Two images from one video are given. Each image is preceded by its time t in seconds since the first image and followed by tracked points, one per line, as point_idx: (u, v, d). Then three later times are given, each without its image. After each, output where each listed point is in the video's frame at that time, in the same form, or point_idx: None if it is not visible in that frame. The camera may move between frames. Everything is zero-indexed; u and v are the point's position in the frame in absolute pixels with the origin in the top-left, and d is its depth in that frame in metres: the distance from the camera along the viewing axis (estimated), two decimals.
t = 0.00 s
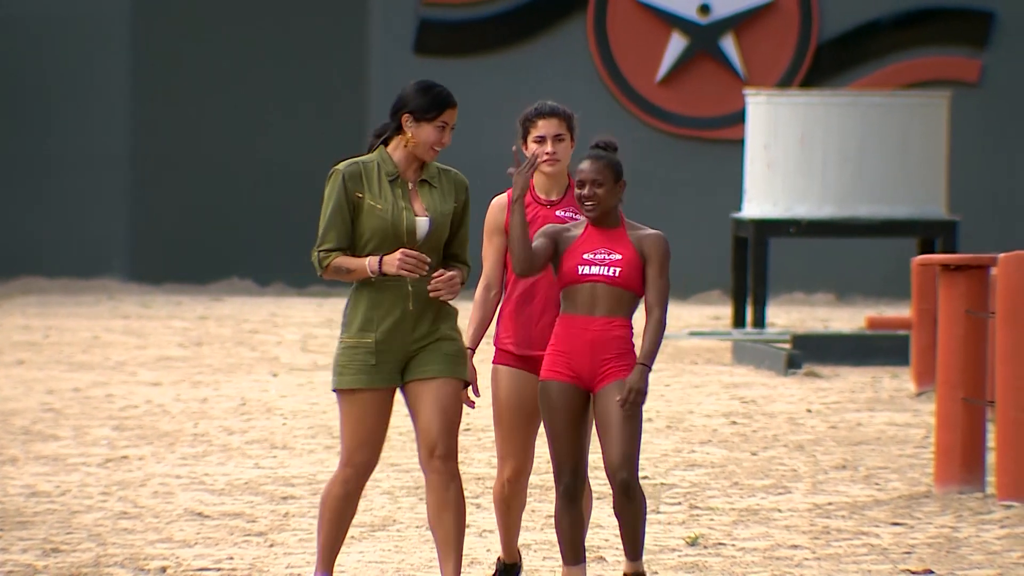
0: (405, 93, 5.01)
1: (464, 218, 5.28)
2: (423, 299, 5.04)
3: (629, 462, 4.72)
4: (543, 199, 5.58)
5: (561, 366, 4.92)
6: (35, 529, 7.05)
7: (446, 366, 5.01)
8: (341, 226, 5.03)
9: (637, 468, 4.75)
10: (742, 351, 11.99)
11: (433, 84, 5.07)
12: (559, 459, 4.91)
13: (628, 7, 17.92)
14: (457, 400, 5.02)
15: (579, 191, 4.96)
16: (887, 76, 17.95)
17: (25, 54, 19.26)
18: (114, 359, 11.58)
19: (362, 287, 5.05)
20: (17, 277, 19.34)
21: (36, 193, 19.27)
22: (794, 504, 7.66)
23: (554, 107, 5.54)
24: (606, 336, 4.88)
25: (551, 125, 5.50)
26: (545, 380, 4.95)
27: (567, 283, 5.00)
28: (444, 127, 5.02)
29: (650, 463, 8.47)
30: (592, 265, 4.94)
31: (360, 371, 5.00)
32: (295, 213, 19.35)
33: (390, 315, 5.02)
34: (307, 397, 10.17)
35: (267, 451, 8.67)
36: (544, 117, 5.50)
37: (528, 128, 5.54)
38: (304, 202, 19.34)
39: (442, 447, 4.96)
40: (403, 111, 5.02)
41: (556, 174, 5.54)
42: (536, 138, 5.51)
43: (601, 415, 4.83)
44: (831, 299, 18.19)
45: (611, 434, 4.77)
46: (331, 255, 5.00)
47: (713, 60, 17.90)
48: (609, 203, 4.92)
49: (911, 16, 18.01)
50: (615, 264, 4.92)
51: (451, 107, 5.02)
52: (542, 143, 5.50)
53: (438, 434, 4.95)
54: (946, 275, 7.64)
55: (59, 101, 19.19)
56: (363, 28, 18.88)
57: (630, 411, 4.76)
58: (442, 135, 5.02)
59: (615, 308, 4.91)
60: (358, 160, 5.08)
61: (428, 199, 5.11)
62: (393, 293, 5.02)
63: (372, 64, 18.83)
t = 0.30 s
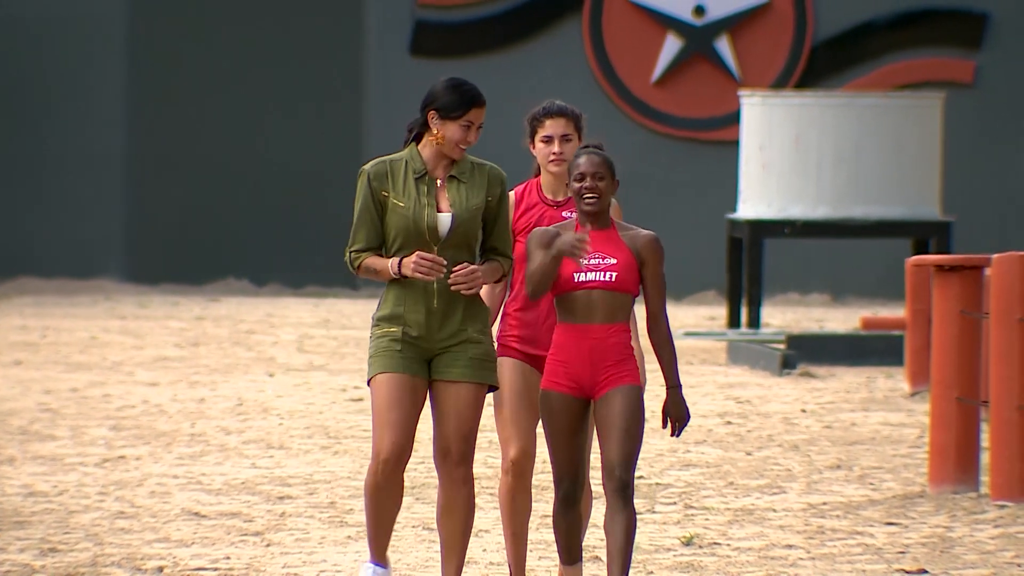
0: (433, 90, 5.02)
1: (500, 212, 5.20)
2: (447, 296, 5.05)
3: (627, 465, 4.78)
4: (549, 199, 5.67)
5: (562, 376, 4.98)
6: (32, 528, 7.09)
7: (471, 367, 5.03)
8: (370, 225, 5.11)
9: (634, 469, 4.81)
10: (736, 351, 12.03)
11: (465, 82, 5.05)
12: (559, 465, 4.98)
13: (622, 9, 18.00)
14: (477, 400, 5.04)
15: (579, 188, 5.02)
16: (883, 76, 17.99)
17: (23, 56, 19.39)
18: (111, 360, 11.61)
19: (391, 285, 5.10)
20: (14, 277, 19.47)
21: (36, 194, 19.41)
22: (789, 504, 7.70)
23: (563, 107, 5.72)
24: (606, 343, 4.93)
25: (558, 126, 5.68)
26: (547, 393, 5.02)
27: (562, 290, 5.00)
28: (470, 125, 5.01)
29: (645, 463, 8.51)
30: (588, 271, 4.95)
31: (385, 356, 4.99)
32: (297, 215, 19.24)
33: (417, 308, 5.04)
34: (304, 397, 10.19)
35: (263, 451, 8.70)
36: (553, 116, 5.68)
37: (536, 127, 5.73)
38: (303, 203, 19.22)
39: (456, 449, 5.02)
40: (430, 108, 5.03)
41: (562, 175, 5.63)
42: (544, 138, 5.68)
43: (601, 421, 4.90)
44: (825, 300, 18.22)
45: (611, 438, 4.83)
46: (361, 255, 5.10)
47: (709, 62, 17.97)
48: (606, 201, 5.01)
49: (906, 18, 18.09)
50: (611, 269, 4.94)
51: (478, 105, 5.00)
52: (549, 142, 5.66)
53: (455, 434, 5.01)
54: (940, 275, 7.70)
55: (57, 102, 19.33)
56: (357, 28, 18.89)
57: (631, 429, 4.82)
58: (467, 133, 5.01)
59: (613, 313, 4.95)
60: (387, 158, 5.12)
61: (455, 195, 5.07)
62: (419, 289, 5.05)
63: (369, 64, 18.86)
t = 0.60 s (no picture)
0: (429, 94, 5.06)
1: (502, 214, 5.21)
2: (446, 303, 5.06)
3: (624, 469, 4.88)
4: (532, 209, 5.82)
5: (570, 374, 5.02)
6: (24, 527, 7.12)
7: (468, 377, 5.07)
8: (370, 230, 5.14)
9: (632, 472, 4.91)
10: (725, 351, 12.06)
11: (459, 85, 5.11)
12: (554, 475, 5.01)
13: (611, 9, 18.05)
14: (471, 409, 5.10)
15: (586, 181, 5.09)
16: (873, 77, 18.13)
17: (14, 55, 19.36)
18: (103, 360, 11.64)
19: (390, 290, 5.11)
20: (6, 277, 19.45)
21: (36, 194, 19.41)
22: (778, 503, 7.74)
23: (541, 115, 5.75)
24: (615, 340, 4.99)
25: (538, 134, 5.71)
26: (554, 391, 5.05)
27: (569, 288, 5.06)
28: (466, 128, 5.05)
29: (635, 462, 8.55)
30: (596, 269, 5.03)
31: (383, 361, 5.01)
32: (298, 214, 19.35)
33: (416, 313, 5.05)
34: (295, 396, 10.23)
35: (255, 450, 8.74)
36: (533, 125, 5.71)
37: (515, 136, 5.76)
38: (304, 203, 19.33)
39: (450, 455, 5.11)
40: (426, 112, 5.08)
41: (544, 182, 5.75)
42: (523, 147, 5.72)
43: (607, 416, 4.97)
44: (814, 301, 18.28)
45: (618, 430, 4.92)
46: (362, 259, 5.14)
47: (698, 63, 18.02)
48: (612, 195, 5.08)
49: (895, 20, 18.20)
50: (620, 267, 5.03)
51: (473, 108, 5.05)
52: (530, 152, 5.70)
53: (453, 440, 5.09)
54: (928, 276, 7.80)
55: (49, 102, 19.33)
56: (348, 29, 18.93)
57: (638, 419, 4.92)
58: (463, 136, 5.05)
59: (622, 311, 5.03)
60: (387, 163, 5.14)
61: (455, 199, 5.08)
62: (418, 295, 5.05)
63: (363, 64, 18.90)
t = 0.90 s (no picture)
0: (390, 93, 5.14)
1: (471, 218, 5.31)
2: (422, 305, 5.13)
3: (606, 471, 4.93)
4: (509, 199, 5.81)
5: (558, 371, 4.97)
6: (14, 524, 7.19)
7: (447, 377, 5.18)
8: (342, 235, 5.13)
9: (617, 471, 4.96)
10: (710, 348, 12.14)
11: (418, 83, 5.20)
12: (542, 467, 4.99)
13: (597, 10, 18.16)
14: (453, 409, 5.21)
15: (569, 184, 5.05)
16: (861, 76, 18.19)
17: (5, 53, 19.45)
18: (93, 358, 11.71)
19: (365, 292, 5.13)
20: None
21: (36, 192, 19.44)
22: (761, 499, 7.81)
23: (516, 106, 5.78)
24: (604, 341, 4.95)
25: (514, 125, 5.75)
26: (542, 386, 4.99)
27: (557, 288, 5.01)
28: (429, 122, 5.12)
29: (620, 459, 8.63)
30: (584, 272, 4.97)
31: (364, 359, 5.03)
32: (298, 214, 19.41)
33: (394, 314, 5.09)
34: (283, 394, 10.30)
35: (243, 447, 8.81)
36: (508, 116, 5.74)
37: (491, 128, 5.79)
38: (304, 204, 19.40)
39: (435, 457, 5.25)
40: (389, 113, 5.14)
41: (521, 172, 5.75)
42: (500, 138, 5.74)
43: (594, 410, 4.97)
44: (797, 297, 18.38)
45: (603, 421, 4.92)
46: (333, 265, 5.11)
47: (682, 63, 18.12)
48: (597, 194, 5.00)
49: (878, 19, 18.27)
50: (608, 270, 4.95)
51: (433, 100, 5.13)
52: (507, 142, 5.73)
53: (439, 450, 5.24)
54: (911, 274, 7.81)
55: (40, 99, 19.40)
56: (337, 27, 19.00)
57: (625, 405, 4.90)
58: (427, 130, 5.12)
59: (611, 312, 4.96)
60: (357, 168, 5.16)
61: (428, 200, 5.16)
62: (395, 297, 5.10)
63: (352, 62, 18.96)
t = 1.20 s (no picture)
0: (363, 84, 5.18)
1: (450, 210, 5.39)
2: (406, 298, 5.17)
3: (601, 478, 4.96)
4: (516, 205, 5.69)
5: (545, 372, 5.01)
6: (14, 523, 7.26)
7: (434, 363, 5.17)
8: (322, 226, 5.15)
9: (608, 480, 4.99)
10: (705, 348, 12.20)
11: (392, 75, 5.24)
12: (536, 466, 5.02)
13: (593, 12, 18.25)
14: (447, 397, 5.16)
15: (557, 188, 5.07)
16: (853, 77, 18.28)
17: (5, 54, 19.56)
18: (92, 358, 11.78)
19: (349, 285, 5.17)
20: None
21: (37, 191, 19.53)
22: (755, 498, 7.88)
23: (528, 112, 5.67)
24: (591, 343, 4.99)
25: (529, 132, 5.62)
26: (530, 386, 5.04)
27: (546, 291, 5.07)
28: (400, 111, 5.15)
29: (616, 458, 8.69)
30: (571, 273, 5.02)
31: (350, 362, 5.09)
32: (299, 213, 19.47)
33: (378, 310, 5.14)
34: (281, 394, 10.36)
35: (241, 446, 8.88)
36: (521, 122, 5.62)
37: (503, 133, 5.66)
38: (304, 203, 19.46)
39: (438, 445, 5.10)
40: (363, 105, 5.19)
41: (531, 179, 5.63)
42: (514, 143, 5.61)
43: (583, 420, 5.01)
44: (792, 298, 18.44)
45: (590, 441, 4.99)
46: (312, 255, 5.12)
47: (677, 65, 18.20)
48: (586, 198, 5.04)
49: (872, 21, 18.35)
50: (594, 271, 5.00)
51: (403, 90, 5.16)
52: (520, 148, 5.60)
53: (435, 434, 5.09)
54: (903, 275, 7.88)
55: (39, 100, 19.50)
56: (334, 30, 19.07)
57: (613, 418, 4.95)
58: (399, 119, 5.15)
59: (598, 314, 5.01)
60: (338, 160, 5.20)
61: (410, 193, 5.24)
62: (378, 290, 5.15)
63: (348, 63, 19.01)
